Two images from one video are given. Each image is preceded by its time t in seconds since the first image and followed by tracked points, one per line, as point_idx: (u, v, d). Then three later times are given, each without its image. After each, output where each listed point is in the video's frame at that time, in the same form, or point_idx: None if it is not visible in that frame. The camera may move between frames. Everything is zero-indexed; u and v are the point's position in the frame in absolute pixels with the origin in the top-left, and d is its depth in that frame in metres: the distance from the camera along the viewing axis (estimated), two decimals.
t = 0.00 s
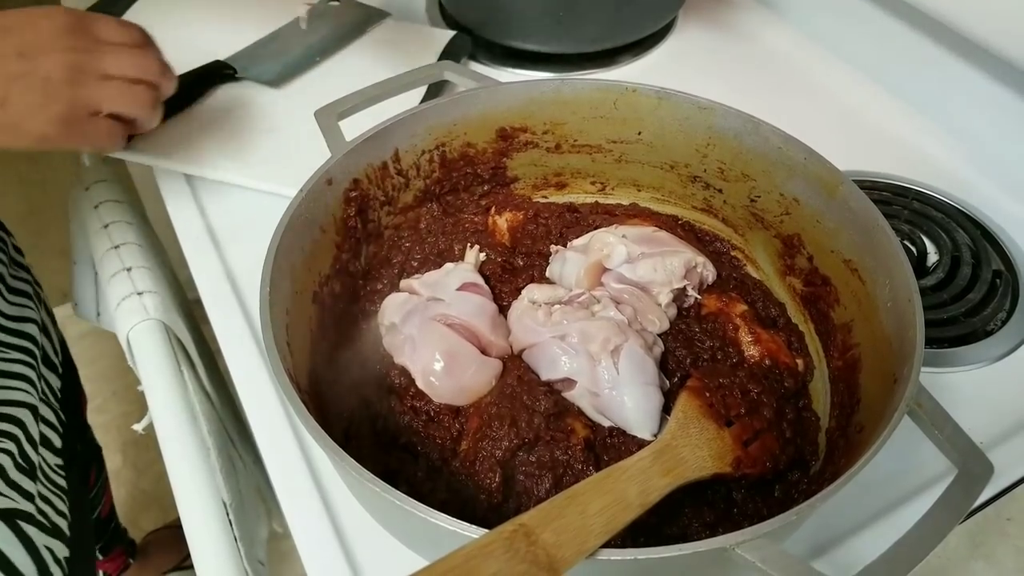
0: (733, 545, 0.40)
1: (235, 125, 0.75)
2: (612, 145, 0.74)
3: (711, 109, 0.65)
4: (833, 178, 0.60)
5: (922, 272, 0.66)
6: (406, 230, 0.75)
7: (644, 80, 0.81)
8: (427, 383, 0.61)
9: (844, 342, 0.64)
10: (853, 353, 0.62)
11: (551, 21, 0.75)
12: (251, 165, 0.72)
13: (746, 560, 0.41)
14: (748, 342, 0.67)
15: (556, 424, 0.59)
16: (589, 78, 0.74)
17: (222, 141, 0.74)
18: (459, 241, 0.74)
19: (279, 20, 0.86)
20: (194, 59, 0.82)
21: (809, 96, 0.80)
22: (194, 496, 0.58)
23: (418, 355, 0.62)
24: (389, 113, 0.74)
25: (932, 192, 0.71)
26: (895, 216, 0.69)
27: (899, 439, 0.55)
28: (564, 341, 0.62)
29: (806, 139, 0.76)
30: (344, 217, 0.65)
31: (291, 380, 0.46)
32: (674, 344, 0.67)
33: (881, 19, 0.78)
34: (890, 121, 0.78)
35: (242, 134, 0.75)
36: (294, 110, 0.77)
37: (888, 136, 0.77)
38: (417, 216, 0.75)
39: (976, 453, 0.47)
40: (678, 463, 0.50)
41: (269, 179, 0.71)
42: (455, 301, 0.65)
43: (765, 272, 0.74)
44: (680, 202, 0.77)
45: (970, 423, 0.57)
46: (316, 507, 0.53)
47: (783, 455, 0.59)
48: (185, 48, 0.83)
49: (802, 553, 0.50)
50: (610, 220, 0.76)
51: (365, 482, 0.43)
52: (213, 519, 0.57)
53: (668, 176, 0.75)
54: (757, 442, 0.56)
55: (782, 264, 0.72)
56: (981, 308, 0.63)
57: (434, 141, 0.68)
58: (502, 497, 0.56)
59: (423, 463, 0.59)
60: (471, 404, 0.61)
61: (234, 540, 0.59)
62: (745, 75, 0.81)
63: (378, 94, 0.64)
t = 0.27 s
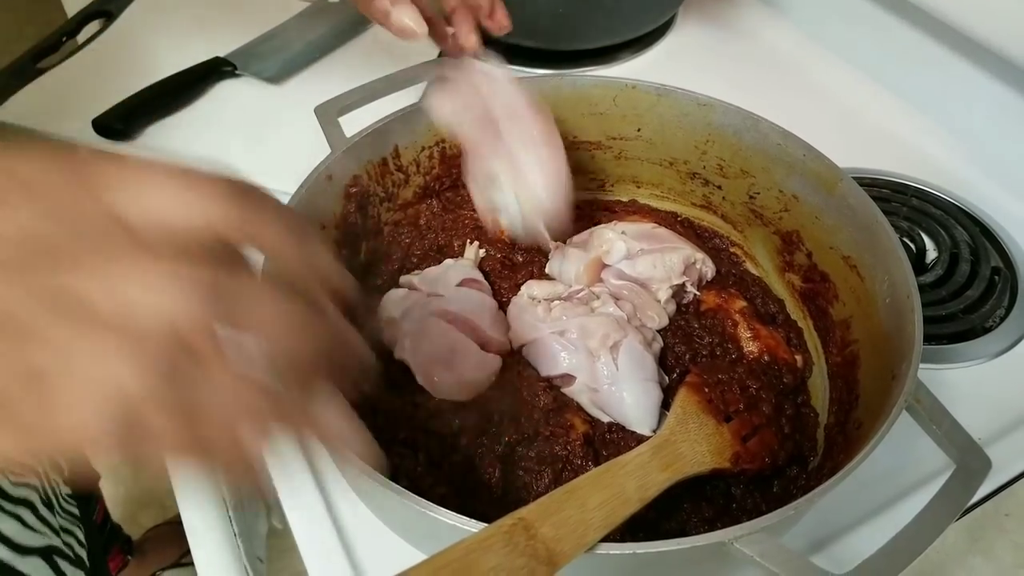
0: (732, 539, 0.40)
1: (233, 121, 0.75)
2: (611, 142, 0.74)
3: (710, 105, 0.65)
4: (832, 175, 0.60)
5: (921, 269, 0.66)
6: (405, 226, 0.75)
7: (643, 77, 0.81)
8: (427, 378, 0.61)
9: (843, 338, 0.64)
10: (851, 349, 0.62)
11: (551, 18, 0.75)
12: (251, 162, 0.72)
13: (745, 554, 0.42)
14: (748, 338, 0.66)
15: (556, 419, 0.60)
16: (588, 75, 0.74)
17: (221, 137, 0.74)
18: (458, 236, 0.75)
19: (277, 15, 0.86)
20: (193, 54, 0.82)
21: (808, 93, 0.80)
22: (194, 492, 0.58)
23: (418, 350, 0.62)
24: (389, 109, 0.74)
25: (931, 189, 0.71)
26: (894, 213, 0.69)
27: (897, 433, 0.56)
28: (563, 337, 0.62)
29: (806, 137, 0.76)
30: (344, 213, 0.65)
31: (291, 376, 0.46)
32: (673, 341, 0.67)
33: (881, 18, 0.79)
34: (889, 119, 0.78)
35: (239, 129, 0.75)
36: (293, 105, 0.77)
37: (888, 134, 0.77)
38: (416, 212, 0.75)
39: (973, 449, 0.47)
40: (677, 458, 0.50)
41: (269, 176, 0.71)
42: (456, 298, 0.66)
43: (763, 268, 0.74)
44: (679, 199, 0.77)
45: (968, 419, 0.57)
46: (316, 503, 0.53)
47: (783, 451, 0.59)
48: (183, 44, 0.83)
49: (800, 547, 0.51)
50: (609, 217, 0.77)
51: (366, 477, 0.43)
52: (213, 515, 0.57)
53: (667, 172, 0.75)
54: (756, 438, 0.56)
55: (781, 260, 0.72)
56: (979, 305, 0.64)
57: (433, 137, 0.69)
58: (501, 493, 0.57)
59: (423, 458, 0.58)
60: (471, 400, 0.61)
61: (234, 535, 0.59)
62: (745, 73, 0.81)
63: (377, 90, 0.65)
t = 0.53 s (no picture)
0: (729, 534, 0.40)
1: (232, 117, 0.75)
2: (610, 139, 0.74)
3: (710, 102, 0.65)
4: (831, 172, 0.60)
5: (919, 265, 0.66)
6: (405, 222, 0.75)
7: (643, 74, 0.81)
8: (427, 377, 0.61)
9: (841, 335, 0.64)
10: (850, 346, 0.62)
11: (551, 15, 0.75)
12: (250, 158, 0.71)
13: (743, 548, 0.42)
14: (749, 336, 0.67)
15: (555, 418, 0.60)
16: (587, 71, 0.74)
17: (220, 133, 0.73)
18: (455, 231, 0.75)
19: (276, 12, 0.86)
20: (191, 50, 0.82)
21: (807, 90, 0.80)
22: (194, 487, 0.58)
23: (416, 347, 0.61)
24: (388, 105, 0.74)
25: (930, 186, 0.72)
26: (893, 209, 0.69)
27: (895, 429, 0.56)
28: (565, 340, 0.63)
29: (806, 134, 0.76)
30: (343, 209, 0.65)
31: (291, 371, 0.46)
32: (676, 339, 0.68)
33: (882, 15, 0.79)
34: (888, 116, 0.78)
35: (238, 125, 0.74)
36: (291, 102, 0.77)
37: (888, 131, 0.77)
38: (415, 209, 0.75)
39: (971, 444, 0.47)
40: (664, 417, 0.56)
41: (267, 172, 0.71)
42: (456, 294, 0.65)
43: (762, 264, 0.74)
44: (678, 196, 0.77)
45: (967, 415, 0.57)
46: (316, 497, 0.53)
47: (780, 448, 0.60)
48: (181, 40, 0.83)
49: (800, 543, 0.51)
50: (611, 212, 0.77)
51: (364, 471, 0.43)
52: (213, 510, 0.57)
53: (667, 169, 0.75)
54: (742, 429, 0.58)
55: (780, 257, 0.72)
56: (978, 302, 0.64)
57: (433, 134, 0.69)
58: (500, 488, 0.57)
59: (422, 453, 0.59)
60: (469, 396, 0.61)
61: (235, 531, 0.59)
62: (744, 70, 0.81)
63: (376, 87, 0.64)
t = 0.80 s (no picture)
0: (729, 532, 0.40)
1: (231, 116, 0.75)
2: (611, 138, 0.74)
3: (710, 101, 0.65)
4: (832, 171, 0.60)
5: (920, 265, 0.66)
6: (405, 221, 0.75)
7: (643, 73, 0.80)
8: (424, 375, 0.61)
9: (841, 334, 0.64)
10: (850, 344, 0.62)
11: (551, 14, 0.75)
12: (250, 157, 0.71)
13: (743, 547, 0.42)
14: (748, 338, 0.67)
15: (555, 417, 0.60)
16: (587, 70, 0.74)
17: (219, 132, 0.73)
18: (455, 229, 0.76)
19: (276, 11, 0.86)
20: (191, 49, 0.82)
21: (808, 89, 0.80)
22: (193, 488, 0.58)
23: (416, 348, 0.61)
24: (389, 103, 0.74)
25: (930, 185, 0.71)
26: (893, 209, 0.69)
27: (895, 427, 0.56)
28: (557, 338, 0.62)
29: (806, 133, 0.76)
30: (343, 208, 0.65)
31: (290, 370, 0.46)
32: (673, 337, 0.67)
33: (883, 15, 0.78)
34: (889, 115, 0.78)
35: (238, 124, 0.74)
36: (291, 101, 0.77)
37: (888, 130, 0.77)
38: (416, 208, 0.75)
39: (970, 442, 0.47)
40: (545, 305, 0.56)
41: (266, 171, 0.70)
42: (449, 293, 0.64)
43: (762, 263, 0.74)
44: (678, 195, 0.77)
45: (967, 414, 0.57)
46: (315, 496, 0.53)
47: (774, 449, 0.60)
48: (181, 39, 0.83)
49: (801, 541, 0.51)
50: (609, 211, 0.77)
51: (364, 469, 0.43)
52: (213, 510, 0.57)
53: (667, 168, 0.75)
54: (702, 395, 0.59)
55: (780, 256, 0.72)
56: (979, 301, 0.64)
57: (433, 133, 0.69)
58: (500, 488, 0.57)
59: (421, 452, 0.59)
60: (469, 395, 0.62)
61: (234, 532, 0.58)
62: (745, 69, 0.81)
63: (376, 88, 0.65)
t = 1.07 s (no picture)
0: (728, 529, 0.41)
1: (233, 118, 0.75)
2: (610, 139, 0.74)
3: (709, 101, 0.65)
4: (830, 171, 0.60)
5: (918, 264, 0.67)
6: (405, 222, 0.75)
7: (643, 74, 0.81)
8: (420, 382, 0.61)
9: (840, 333, 0.64)
10: (848, 344, 0.62)
11: (551, 15, 0.75)
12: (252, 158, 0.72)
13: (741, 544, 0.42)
14: (748, 337, 0.66)
15: (556, 416, 0.61)
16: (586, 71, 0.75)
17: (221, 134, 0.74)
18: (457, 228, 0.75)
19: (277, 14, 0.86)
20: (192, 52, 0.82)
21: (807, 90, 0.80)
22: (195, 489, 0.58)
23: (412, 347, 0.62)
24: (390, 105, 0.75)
25: (929, 185, 0.72)
26: (892, 209, 0.69)
27: (894, 425, 0.56)
28: (559, 340, 0.63)
29: (805, 133, 0.76)
30: (344, 209, 0.65)
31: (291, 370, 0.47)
32: (673, 336, 0.67)
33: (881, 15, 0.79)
34: (887, 115, 0.78)
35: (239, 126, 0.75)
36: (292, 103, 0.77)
37: (887, 131, 0.77)
38: (416, 209, 0.75)
39: (967, 439, 0.47)
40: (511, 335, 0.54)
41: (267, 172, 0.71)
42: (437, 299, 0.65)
43: (762, 263, 0.74)
44: (677, 195, 0.77)
45: (965, 412, 0.58)
46: (316, 495, 0.54)
47: (772, 449, 0.61)
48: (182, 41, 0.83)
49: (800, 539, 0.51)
50: (609, 211, 0.77)
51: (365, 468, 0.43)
52: (214, 510, 0.58)
53: (666, 169, 0.75)
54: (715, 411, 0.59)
55: (779, 256, 0.72)
56: (977, 300, 0.64)
57: (433, 134, 0.69)
58: (501, 488, 0.57)
59: (422, 452, 0.59)
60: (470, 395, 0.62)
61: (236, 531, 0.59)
62: (744, 70, 0.82)
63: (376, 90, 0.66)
